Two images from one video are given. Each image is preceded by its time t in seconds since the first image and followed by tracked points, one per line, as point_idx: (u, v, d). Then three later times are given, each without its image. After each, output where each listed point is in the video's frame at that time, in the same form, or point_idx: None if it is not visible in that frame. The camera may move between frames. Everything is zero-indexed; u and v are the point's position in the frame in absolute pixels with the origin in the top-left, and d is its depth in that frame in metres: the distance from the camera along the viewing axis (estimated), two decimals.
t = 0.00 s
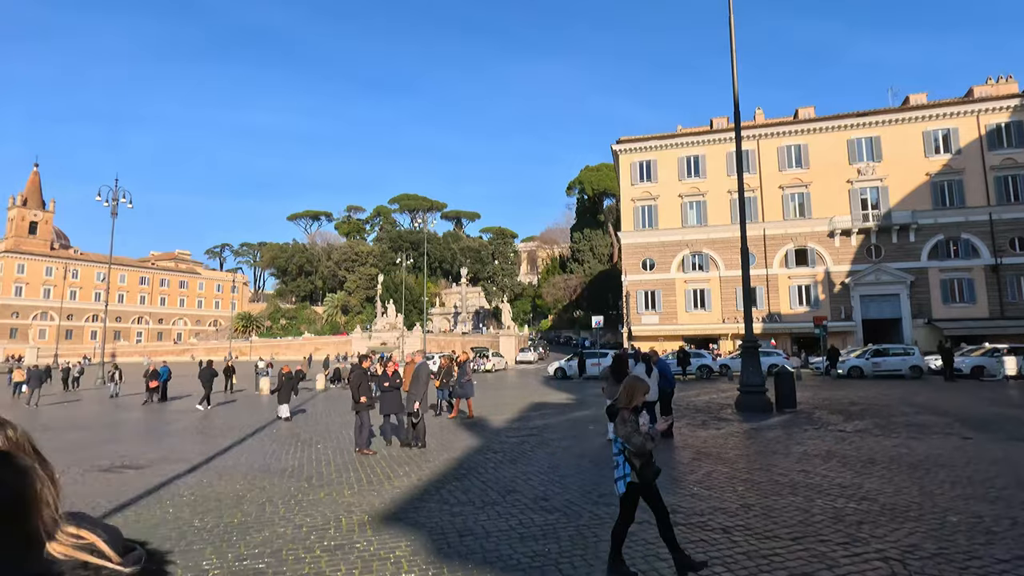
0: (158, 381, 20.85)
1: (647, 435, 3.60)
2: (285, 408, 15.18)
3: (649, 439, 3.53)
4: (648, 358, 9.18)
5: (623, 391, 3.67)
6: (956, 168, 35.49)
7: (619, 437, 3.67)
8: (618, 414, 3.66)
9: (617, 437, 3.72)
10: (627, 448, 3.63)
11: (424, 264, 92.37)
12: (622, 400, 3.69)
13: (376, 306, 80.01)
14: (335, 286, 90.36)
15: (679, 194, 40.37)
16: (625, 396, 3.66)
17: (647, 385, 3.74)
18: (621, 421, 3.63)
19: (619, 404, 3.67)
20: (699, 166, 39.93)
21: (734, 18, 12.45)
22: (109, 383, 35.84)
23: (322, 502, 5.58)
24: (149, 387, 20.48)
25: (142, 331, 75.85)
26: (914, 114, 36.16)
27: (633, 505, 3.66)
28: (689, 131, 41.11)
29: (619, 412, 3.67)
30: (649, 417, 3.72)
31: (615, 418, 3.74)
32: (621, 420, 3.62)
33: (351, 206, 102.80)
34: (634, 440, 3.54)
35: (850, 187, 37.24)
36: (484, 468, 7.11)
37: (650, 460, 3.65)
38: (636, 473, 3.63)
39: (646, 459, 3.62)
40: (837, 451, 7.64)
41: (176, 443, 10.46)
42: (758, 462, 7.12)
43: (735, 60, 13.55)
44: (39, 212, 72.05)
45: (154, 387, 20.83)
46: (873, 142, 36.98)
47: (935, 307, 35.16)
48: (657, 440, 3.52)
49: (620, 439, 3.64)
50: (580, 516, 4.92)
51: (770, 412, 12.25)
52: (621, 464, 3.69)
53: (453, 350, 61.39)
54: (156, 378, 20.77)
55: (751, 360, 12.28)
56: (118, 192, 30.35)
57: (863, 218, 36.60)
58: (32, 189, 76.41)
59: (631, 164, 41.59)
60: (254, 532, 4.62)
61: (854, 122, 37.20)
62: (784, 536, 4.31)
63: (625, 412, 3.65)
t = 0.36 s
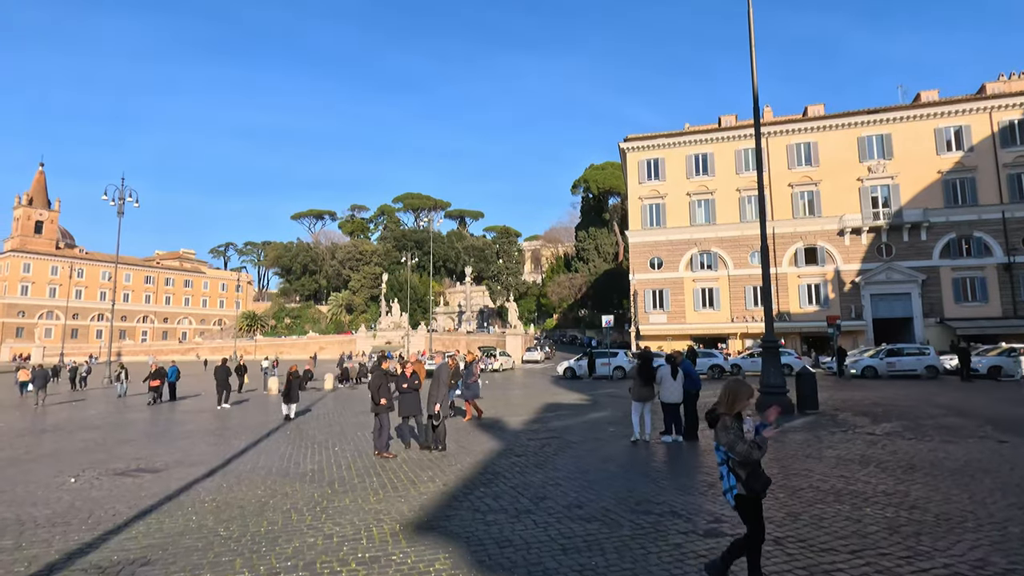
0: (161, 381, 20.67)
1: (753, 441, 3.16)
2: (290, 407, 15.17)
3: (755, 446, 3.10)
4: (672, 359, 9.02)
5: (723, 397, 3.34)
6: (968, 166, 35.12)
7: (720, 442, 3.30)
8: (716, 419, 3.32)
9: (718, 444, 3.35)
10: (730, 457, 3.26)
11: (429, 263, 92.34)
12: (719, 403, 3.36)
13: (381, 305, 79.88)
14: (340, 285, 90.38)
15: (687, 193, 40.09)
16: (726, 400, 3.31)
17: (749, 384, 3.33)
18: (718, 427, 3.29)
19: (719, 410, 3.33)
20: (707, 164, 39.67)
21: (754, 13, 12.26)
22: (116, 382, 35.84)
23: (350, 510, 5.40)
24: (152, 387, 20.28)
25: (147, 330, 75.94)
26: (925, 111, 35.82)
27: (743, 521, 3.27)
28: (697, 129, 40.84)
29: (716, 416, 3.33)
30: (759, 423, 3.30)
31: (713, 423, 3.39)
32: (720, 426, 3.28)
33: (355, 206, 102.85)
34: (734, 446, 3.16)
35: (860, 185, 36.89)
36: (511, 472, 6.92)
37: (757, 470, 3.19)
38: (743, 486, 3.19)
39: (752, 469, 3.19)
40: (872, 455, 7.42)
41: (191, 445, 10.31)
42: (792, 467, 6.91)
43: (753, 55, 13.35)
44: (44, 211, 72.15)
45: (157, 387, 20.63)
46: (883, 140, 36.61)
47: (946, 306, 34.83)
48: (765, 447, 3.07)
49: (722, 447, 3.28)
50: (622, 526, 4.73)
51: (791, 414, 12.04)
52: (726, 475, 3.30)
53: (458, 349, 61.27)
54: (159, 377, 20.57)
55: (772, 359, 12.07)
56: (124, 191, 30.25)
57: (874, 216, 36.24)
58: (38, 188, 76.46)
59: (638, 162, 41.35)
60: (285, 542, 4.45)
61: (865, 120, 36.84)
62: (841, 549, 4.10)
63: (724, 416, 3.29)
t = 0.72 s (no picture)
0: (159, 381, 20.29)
1: (883, 449, 2.81)
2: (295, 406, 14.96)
3: (889, 455, 2.75)
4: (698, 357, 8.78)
5: (836, 396, 2.95)
6: (981, 163, 34.70)
7: (839, 450, 2.93)
8: (833, 424, 2.94)
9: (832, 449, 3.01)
10: (854, 466, 2.90)
11: (433, 262, 92.14)
12: (830, 405, 2.98)
13: (385, 305, 79.64)
14: (343, 285, 90.24)
15: (695, 191, 39.74)
16: (841, 402, 2.93)
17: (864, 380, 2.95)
18: (837, 435, 2.90)
19: (833, 412, 2.95)
20: (715, 162, 39.34)
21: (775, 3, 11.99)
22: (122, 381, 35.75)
23: (376, 514, 5.14)
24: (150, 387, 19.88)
25: (151, 330, 75.88)
26: (936, 108, 35.40)
27: (869, 533, 2.96)
28: (705, 127, 40.53)
29: (832, 420, 2.95)
30: (879, 422, 2.94)
31: (824, 428, 3.02)
32: (840, 432, 2.91)
33: (358, 205, 102.72)
34: (865, 457, 2.80)
35: (871, 182, 36.47)
36: (538, 474, 6.65)
37: (886, 480, 2.86)
38: (873, 498, 2.87)
39: (881, 479, 2.86)
40: (912, 457, 7.14)
41: (203, 445, 10.09)
42: (832, 468, 6.62)
43: (773, 47, 13.07)
44: (49, 211, 72.14)
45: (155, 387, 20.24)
46: (895, 137, 36.16)
47: (959, 305, 34.42)
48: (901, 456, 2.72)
49: (841, 455, 2.92)
50: (666, 532, 4.46)
51: (814, 413, 11.75)
52: (848, 487, 2.96)
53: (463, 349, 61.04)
54: (157, 377, 20.24)
55: (794, 358, 11.78)
56: (130, 189, 30.14)
57: (885, 214, 35.77)
58: (43, 189, 76.45)
59: (646, 160, 41.04)
60: (313, 548, 4.21)
61: (876, 117, 36.39)
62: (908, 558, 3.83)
63: (842, 421, 2.91)
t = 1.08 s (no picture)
0: (160, 385, 19.90)
1: None
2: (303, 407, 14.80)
3: None
4: (728, 357, 8.52)
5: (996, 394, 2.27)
6: (995, 160, 34.30)
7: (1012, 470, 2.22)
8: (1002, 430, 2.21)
9: (998, 458, 2.29)
10: None
11: (438, 263, 92.15)
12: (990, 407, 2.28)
13: (390, 305, 79.53)
14: (348, 285, 90.22)
15: (704, 189, 39.43)
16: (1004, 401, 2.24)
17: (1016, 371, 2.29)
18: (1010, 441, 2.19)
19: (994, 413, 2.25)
20: (724, 161, 39.04)
21: None
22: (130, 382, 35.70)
23: (409, 522, 4.90)
24: (152, 390, 19.53)
25: (157, 331, 75.99)
26: (949, 105, 34.99)
27: None
28: (714, 125, 40.23)
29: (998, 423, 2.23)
30: None
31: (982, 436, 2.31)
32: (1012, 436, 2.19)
33: (362, 206, 102.69)
34: None
35: (882, 180, 36.07)
36: (569, 479, 6.40)
37: None
38: None
39: None
40: (958, 460, 6.84)
41: (218, 447, 9.90)
42: (878, 472, 6.33)
43: (795, 41, 12.83)
44: (56, 213, 72.29)
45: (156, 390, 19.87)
46: (907, 134, 35.73)
47: (973, 304, 34.03)
48: None
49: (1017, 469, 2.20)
50: (721, 542, 4.20)
51: (840, 414, 11.44)
52: None
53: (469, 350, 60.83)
54: (159, 380, 19.85)
55: (819, 358, 11.47)
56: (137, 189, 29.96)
57: (897, 212, 35.34)
58: (50, 190, 76.61)
59: (654, 158, 40.75)
60: (349, 560, 3.97)
61: (887, 114, 35.96)
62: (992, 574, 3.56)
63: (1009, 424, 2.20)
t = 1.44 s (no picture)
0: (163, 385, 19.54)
1: None
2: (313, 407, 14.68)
3: None
4: (760, 358, 8.31)
5: None
6: (1010, 158, 33.88)
7: None
8: None
9: None
10: None
11: (444, 263, 92.09)
12: None
13: (396, 305, 79.51)
14: (354, 285, 90.20)
15: (714, 188, 39.13)
16: None
17: None
18: None
19: None
20: (735, 159, 38.74)
21: None
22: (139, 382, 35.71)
23: (449, 531, 4.73)
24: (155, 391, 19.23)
25: (164, 331, 76.18)
26: (964, 102, 34.58)
27: None
28: (724, 124, 39.93)
29: None
30: None
31: None
32: None
33: (367, 206, 102.74)
34: None
35: (895, 179, 35.70)
36: (605, 484, 6.23)
37: None
38: None
39: None
40: (1006, 466, 6.60)
41: (237, 449, 9.75)
42: (925, 478, 6.10)
43: (820, 37, 12.59)
44: (63, 213, 72.51)
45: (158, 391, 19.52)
46: (921, 132, 35.35)
47: (988, 304, 33.64)
48: None
49: None
50: (782, 554, 4.01)
51: (868, 417, 11.21)
52: None
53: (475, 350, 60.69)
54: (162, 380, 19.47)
55: (846, 359, 11.23)
56: (146, 190, 29.90)
57: (911, 211, 34.99)
58: (58, 190, 76.84)
59: (663, 157, 40.47)
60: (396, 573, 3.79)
61: (901, 112, 35.58)
62: None
63: None
